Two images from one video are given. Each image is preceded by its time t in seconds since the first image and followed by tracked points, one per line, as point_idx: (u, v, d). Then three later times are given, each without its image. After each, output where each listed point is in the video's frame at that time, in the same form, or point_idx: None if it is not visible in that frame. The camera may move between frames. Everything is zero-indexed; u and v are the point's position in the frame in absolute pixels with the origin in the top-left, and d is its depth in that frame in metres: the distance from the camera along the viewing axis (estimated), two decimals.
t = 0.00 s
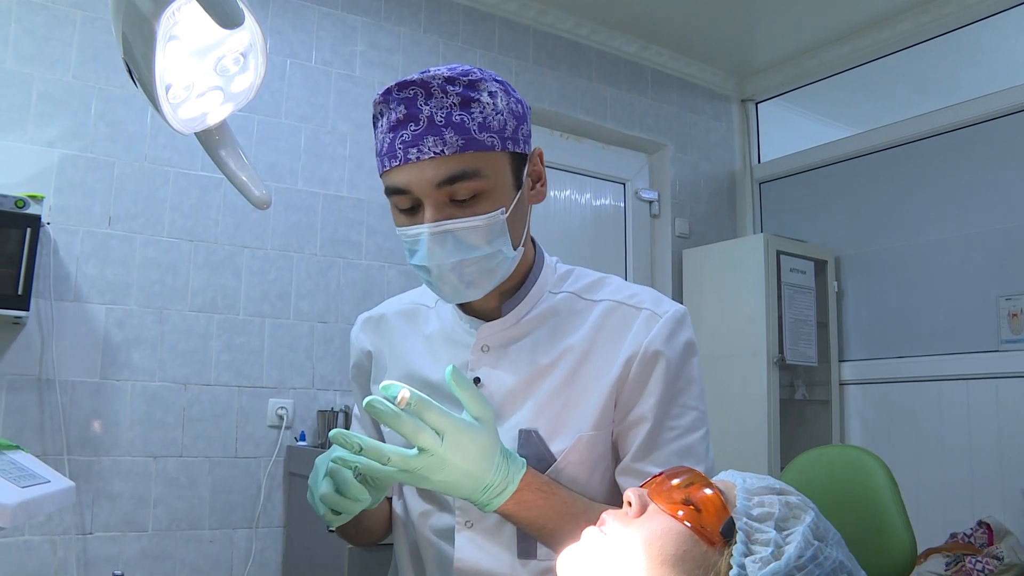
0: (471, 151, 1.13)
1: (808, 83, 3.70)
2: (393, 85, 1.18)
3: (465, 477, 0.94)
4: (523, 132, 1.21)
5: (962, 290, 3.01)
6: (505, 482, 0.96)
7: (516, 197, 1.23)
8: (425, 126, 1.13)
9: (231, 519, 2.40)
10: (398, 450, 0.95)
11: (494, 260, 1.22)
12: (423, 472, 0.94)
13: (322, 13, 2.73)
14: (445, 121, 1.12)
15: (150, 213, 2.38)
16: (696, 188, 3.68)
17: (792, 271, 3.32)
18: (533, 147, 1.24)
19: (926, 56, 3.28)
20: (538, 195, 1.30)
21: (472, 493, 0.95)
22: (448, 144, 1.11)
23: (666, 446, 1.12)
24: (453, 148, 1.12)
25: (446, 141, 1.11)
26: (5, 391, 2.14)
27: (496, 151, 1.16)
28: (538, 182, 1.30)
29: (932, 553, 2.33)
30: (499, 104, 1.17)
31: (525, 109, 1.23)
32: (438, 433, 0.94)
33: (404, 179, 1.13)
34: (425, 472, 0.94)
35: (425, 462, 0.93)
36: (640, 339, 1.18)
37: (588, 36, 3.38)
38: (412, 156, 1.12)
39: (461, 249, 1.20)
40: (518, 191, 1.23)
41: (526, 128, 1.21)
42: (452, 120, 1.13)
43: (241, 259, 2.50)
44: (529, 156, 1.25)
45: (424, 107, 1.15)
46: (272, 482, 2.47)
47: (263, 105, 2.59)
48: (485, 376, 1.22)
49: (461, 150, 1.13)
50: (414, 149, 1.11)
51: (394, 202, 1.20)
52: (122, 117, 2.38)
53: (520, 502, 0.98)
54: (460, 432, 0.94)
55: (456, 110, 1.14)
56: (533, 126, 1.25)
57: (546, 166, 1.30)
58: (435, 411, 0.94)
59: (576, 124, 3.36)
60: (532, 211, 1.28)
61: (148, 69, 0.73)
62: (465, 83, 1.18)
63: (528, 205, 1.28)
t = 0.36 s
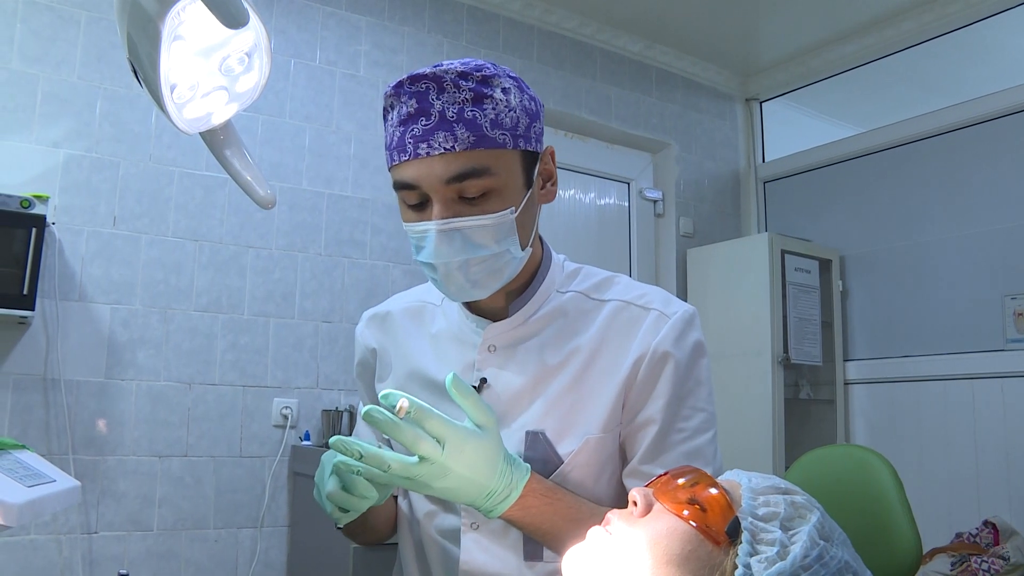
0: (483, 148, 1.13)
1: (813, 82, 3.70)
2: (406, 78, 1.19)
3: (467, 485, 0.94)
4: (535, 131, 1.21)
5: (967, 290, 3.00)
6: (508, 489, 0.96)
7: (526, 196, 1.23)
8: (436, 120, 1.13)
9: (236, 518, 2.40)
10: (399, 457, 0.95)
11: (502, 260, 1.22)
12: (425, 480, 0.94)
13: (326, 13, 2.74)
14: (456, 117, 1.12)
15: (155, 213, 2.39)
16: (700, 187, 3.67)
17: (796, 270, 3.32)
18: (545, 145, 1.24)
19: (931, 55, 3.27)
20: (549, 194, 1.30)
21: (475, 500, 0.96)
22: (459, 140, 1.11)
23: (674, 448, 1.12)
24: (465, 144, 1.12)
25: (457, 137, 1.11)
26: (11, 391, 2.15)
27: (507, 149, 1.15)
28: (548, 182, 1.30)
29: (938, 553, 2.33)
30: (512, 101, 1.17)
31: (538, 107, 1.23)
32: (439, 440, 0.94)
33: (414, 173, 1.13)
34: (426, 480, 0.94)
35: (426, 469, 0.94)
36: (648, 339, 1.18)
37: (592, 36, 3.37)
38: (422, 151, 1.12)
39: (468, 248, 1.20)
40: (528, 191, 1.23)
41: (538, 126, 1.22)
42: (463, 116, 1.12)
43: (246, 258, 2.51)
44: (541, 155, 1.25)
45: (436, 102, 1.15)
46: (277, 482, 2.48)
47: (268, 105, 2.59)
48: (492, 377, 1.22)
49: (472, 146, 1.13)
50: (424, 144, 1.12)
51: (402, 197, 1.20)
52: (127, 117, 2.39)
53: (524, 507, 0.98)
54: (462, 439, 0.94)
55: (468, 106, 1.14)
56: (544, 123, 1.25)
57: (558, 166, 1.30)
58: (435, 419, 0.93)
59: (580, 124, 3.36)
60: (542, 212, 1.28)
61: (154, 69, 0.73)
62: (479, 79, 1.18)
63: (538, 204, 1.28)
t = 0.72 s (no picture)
0: (487, 149, 1.13)
1: (815, 82, 3.69)
2: (412, 77, 1.19)
3: (470, 489, 0.94)
4: (542, 131, 1.21)
5: (971, 289, 3.00)
6: (510, 490, 0.96)
7: (531, 197, 1.23)
8: (441, 119, 1.13)
9: (239, 518, 2.40)
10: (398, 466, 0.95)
11: (504, 261, 1.22)
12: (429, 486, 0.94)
13: (329, 13, 2.74)
14: (461, 117, 1.12)
15: (158, 213, 2.39)
16: (703, 187, 3.67)
17: (799, 270, 3.31)
18: (551, 146, 1.24)
19: (934, 54, 3.27)
20: (553, 195, 1.30)
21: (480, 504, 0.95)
22: (464, 140, 1.11)
23: (681, 447, 1.11)
24: (469, 144, 1.11)
25: (462, 137, 1.11)
26: (14, 391, 2.15)
27: (512, 149, 1.15)
28: (553, 183, 1.30)
29: (942, 553, 2.33)
30: (518, 101, 1.16)
31: (544, 107, 1.23)
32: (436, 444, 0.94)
33: (417, 172, 1.13)
34: (431, 486, 0.94)
35: (428, 476, 0.93)
36: (653, 339, 1.18)
37: (595, 35, 3.37)
38: (426, 149, 1.12)
39: (471, 248, 1.20)
40: (533, 192, 1.23)
41: (545, 127, 1.21)
42: (469, 116, 1.12)
43: (249, 258, 2.51)
44: (547, 156, 1.25)
45: (442, 101, 1.15)
46: (280, 482, 2.48)
47: (270, 105, 2.60)
48: (496, 377, 1.22)
49: (476, 146, 1.13)
50: (429, 143, 1.12)
51: (406, 196, 1.20)
52: (130, 118, 2.39)
53: (526, 511, 0.98)
54: (458, 441, 0.95)
55: (473, 105, 1.14)
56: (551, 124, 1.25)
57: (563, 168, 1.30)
58: (431, 424, 0.94)
59: (582, 124, 3.36)
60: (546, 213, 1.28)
61: (156, 69, 0.74)
62: (485, 78, 1.18)
63: (543, 205, 1.28)
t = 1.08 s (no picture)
0: (490, 147, 1.13)
1: (818, 82, 3.69)
2: (417, 75, 1.19)
3: (486, 490, 0.93)
4: (545, 130, 1.21)
5: (975, 289, 2.99)
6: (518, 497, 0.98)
7: (533, 195, 1.23)
8: (445, 117, 1.13)
9: (243, 518, 2.40)
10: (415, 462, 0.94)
11: (506, 258, 1.22)
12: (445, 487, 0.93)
13: (332, 13, 2.74)
14: (465, 115, 1.12)
15: (162, 214, 2.39)
16: (706, 186, 3.67)
17: (803, 270, 3.31)
18: (554, 145, 1.24)
19: (938, 53, 3.26)
20: (557, 195, 1.30)
21: (492, 517, 0.94)
22: (467, 138, 1.11)
23: (688, 443, 1.11)
24: (472, 142, 1.11)
25: (465, 135, 1.11)
26: (19, 391, 2.16)
27: (515, 147, 1.15)
28: (557, 182, 1.30)
29: (946, 553, 2.32)
30: (522, 100, 1.16)
31: (548, 106, 1.23)
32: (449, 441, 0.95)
33: (421, 170, 1.13)
34: (448, 488, 0.93)
35: (447, 474, 0.92)
36: (657, 336, 1.18)
37: (598, 35, 3.37)
38: (429, 147, 1.11)
39: (473, 245, 1.20)
40: (535, 191, 1.23)
41: (548, 125, 1.22)
42: (472, 114, 1.12)
43: (252, 259, 2.51)
44: (550, 155, 1.25)
45: (445, 99, 1.15)
46: (284, 482, 2.48)
47: (274, 106, 2.60)
48: (500, 375, 1.21)
49: (479, 144, 1.13)
50: (432, 141, 1.12)
51: (409, 193, 1.20)
52: (134, 118, 2.40)
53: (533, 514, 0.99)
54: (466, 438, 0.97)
55: (477, 104, 1.14)
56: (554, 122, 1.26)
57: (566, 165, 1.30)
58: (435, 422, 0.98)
59: (586, 124, 3.36)
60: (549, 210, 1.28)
61: (160, 70, 0.74)
62: (489, 77, 1.18)
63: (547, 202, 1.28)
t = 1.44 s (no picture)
0: (522, 112, 1.15)
1: (823, 81, 3.68)
2: (461, 43, 1.21)
3: (486, 506, 0.93)
4: (570, 122, 1.24)
5: (982, 288, 2.98)
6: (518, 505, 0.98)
7: (550, 177, 1.26)
8: (482, 79, 1.15)
9: (249, 518, 2.41)
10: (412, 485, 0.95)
11: (514, 229, 1.25)
12: (445, 507, 0.94)
13: (337, 13, 2.74)
14: (502, 79, 1.14)
15: (167, 214, 2.40)
16: (711, 186, 3.66)
17: (808, 269, 3.30)
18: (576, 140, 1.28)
19: (943, 52, 3.25)
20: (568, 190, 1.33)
21: (494, 530, 0.94)
22: (500, 98, 1.13)
23: (697, 438, 1.12)
24: (505, 102, 1.13)
25: (499, 95, 1.13)
26: (26, 392, 2.16)
27: (543, 122, 1.19)
28: (569, 179, 1.33)
29: (953, 553, 2.32)
30: (556, 86, 1.20)
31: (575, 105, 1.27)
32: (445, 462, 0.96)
33: (449, 118, 1.15)
34: (447, 507, 0.93)
35: (445, 495, 0.93)
36: (658, 330, 1.18)
37: (603, 35, 3.37)
38: (462, 101, 1.13)
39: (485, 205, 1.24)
40: (553, 173, 1.26)
41: (574, 120, 1.25)
42: (509, 81, 1.15)
43: (257, 259, 2.52)
44: (570, 149, 1.28)
45: (485, 64, 1.17)
46: (289, 482, 2.48)
47: (279, 106, 2.60)
48: (500, 374, 1.22)
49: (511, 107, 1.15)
50: (466, 96, 1.13)
51: (433, 145, 1.22)
52: (139, 119, 2.40)
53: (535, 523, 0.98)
54: (464, 456, 0.97)
55: (515, 75, 1.16)
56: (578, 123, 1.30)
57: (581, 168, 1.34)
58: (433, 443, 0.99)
59: (591, 124, 3.36)
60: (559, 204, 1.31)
61: (166, 71, 0.74)
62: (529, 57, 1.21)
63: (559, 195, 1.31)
